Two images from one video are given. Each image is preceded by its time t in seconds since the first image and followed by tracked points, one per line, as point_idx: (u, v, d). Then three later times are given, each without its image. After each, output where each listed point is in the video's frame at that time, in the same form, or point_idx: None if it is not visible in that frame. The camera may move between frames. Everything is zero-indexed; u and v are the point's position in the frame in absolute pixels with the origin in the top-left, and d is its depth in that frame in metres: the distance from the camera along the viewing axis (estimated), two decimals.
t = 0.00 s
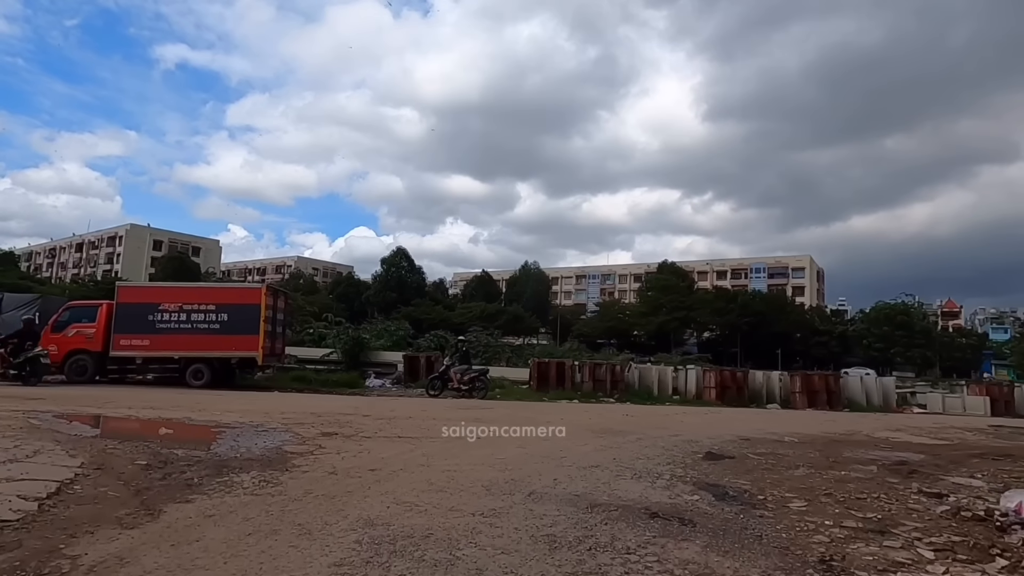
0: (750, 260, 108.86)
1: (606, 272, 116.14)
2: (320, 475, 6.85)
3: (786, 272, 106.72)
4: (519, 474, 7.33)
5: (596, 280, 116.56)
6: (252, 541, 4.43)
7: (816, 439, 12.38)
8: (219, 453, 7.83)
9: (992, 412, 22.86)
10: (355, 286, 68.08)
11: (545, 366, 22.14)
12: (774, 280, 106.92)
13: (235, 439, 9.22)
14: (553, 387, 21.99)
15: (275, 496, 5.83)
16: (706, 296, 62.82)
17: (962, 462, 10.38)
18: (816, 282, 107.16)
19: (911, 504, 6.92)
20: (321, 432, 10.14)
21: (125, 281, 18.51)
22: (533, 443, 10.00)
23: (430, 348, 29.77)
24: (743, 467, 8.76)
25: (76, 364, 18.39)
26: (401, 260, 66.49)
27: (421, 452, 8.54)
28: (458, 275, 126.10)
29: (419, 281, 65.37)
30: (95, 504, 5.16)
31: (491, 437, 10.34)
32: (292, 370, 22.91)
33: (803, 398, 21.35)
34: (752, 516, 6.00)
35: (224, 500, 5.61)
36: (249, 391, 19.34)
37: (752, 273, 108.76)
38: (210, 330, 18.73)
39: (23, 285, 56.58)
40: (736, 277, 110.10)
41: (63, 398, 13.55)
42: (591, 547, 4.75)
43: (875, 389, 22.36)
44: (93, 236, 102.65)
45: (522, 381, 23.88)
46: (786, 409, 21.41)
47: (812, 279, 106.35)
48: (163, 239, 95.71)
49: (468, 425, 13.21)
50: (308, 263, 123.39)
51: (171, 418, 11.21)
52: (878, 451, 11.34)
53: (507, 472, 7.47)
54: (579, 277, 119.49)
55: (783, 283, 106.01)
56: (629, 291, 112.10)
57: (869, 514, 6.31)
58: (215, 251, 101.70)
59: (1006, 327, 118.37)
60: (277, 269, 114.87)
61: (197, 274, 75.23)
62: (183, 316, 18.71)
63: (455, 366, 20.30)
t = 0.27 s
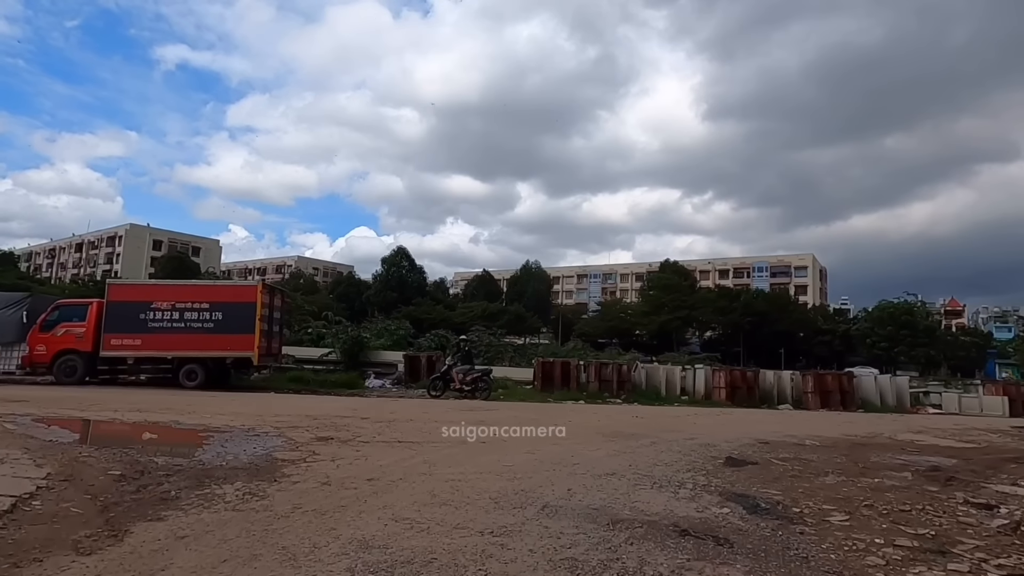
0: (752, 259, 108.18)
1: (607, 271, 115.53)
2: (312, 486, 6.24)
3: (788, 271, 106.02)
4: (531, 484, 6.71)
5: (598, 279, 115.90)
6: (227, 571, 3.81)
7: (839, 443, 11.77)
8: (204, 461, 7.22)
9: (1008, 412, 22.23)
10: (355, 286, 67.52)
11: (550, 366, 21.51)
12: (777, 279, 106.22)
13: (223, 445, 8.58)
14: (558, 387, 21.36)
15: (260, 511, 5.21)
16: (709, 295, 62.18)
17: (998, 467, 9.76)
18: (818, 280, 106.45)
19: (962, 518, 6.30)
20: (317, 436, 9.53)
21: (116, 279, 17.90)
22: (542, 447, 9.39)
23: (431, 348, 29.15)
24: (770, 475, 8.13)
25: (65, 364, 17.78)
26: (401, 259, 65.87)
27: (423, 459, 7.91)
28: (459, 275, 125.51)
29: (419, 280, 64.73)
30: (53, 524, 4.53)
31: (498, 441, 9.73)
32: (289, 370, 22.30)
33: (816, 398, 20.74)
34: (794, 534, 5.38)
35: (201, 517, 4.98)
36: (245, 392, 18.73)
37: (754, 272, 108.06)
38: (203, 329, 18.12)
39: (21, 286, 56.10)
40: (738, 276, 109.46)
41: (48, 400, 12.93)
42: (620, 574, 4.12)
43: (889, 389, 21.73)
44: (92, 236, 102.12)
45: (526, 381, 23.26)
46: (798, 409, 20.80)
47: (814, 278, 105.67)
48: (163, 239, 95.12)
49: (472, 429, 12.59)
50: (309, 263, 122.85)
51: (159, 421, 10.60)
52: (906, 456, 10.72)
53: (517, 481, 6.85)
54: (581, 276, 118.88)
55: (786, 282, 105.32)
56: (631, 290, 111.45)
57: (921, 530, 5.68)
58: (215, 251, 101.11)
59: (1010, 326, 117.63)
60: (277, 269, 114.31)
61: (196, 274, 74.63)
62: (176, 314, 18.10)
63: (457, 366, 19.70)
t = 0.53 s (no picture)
0: (755, 258, 107.45)
1: (609, 271, 114.88)
2: (300, 499, 5.60)
3: (791, 270, 105.27)
4: (543, 496, 6.07)
5: (599, 279, 115.24)
6: None
7: (864, 447, 11.10)
8: (183, 470, 6.58)
9: None
10: (355, 286, 66.94)
11: (555, 366, 20.88)
12: (779, 278, 105.48)
13: (208, 450, 7.94)
14: (563, 388, 20.71)
15: (237, 531, 4.57)
16: (712, 294, 61.50)
17: None
18: (821, 280, 105.73)
19: None
20: (310, 441, 8.89)
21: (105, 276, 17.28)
22: (552, 453, 8.76)
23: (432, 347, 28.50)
24: (801, 483, 7.48)
25: (53, 365, 17.16)
26: (402, 259, 65.24)
27: (423, 466, 7.27)
28: (460, 275, 124.88)
29: (420, 280, 64.09)
30: None
31: (504, 445, 9.09)
32: (286, 370, 21.66)
33: (830, 399, 20.09)
34: (845, 556, 4.72)
35: (168, 539, 4.34)
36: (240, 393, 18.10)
37: (757, 271, 107.33)
38: (196, 328, 17.49)
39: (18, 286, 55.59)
40: (740, 275, 108.74)
41: (29, 402, 12.29)
42: None
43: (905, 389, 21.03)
44: (91, 236, 101.56)
45: (530, 382, 22.61)
46: (812, 410, 20.12)
47: (818, 277, 104.89)
48: (162, 239, 94.57)
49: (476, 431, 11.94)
50: (309, 263, 122.30)
51: (143, 425, 9.97)
52: (939, 460, 10.06)
53: (527, 493, 6.20)
54: (582, 275, 118.22)
55: (789, 281, 104.61)
56: (633, 290, 110.78)
57: (986, 550, 5.03)
58: (215, 251, 100.53)
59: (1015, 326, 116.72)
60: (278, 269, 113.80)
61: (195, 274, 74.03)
62: (167, 313, 17.47)
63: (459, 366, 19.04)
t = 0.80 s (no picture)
0: (759, 258, 106.65)
1: (612, 271, 114.21)
2: (285, 519, 4.98)
3: (795, 270, 104.45)
4: (557, 514, 5.44)
5: (602, 279, 114.54)
6: None
7: (893, 454, 10.45)
8: (159, 483, 5.96)
9: None
10: (357, 285, 66.44)
11: (560, 367, 20.26)
12: (784, 278, 104.63)
13: (191, 460, 7.34)
14: (569, 390, 20.08)
15: (208, 562, 3.95)
16: (715, 295, 60.80)
17: None
18: (825, 280, 104.88)
19: None
20: (303, 449, 8.27)
21: (96, 273, 16.71)
22: (563, 462, 8.13)
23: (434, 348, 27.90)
24: (837, 497, 6.84)
25: (42, 366, 16.59)
26: (404, 259, 64.64)
27: (424, 479, 6.65)
28: (462, 275, 124.30)
29: (422, 280, 63.49)
30: None
31: (511, 453, 8.46)
32: (284, 371, 21.07)
33: (845, 401, 19.45)
34: None
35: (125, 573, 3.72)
36: (235, 395, 17.49)
37: (760, 271, 106.51)
38: (190, 328, 16.91)
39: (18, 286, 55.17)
40: (744, 275, 107.99)
41: (10, 405, 11.70)
42: None
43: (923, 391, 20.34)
44: (92, 236, 101.17)
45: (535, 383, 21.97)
46: (827, 413, 19.44)
47: (822, 277, 104.03)
48: (163, 239, 94.15)
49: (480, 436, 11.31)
50: (310, 263, 121.85)
51: (126, 430, 9.37)
52: (975, 469, 9.41)
53: (540, 510, 5.58)
54: (585, 275, 117.57)
55: (793, 281, 103.80)
56: (636, 290, 110.04)
57: None
58: (216, 251, 100.07)
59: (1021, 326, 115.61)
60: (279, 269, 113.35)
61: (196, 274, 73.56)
62: (160, 312, 16.88)
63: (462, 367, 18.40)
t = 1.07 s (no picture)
0: (762, 258, 106.05)
1: (613, 270, 113.69)
2: (266, 539, 4.42)
3: (798, 269, 103.76)
4: (572, 532, 4.88)
5: (604, 279, 113.93)
6: None
7: (919, 459, 9.89)
8: (131, 495, 5.42)
9: None
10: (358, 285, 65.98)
11: (565, 367, 19.72)
12: (787, 278, 103.94)
13: (172, 467, 6.80)
14: (574, 390, 19.54)
15: None
16: (718, 294, 60.17)
17: None
18: (828, 279, 104.17)
19: None
20: (294, 454, 7.74)
21: (86, 271, 16.20)
22: (572, 469, 7.60)
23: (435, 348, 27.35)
24: (874, 510, 6.27)
25: (30, 366, 16.08)
26: (405, 258, 64.10)
27: (423, 489, 6.09)
28: (463, 275, 123.80)
29: (423, 279, 62.95)
30: None
31: (517, 459, 7.91)
32: (281, 372, 20.54)
33: (857, 402, 18.92)
34: None
35: None
36: (230, 396, 16.95)
37: (763, 270, 105.81)
38: (183, 327, 16.39)
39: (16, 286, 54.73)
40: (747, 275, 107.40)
41: None
42: None
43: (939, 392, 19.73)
44: (92, 236, 100.75)
45: (539, 384, 21.43)
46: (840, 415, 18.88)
47: (825, 276, 103.35)
48: (163, 239, 93.70)
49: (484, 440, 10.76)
50: (311, 263, 121.39)
51: (108, 435, 8.83)
52: (1011, 476, 8.83)
53: (551, 527, 5.03)
54: (586, 275, 117.01)
55: (796, 281, 103.11)
56: (638, 289, 109.41)
57: None
58: (217, 251, 99.62)
59: None
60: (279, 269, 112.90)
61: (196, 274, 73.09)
62: (152, 311, 16.36)
63: (464, 367, 17.85)
